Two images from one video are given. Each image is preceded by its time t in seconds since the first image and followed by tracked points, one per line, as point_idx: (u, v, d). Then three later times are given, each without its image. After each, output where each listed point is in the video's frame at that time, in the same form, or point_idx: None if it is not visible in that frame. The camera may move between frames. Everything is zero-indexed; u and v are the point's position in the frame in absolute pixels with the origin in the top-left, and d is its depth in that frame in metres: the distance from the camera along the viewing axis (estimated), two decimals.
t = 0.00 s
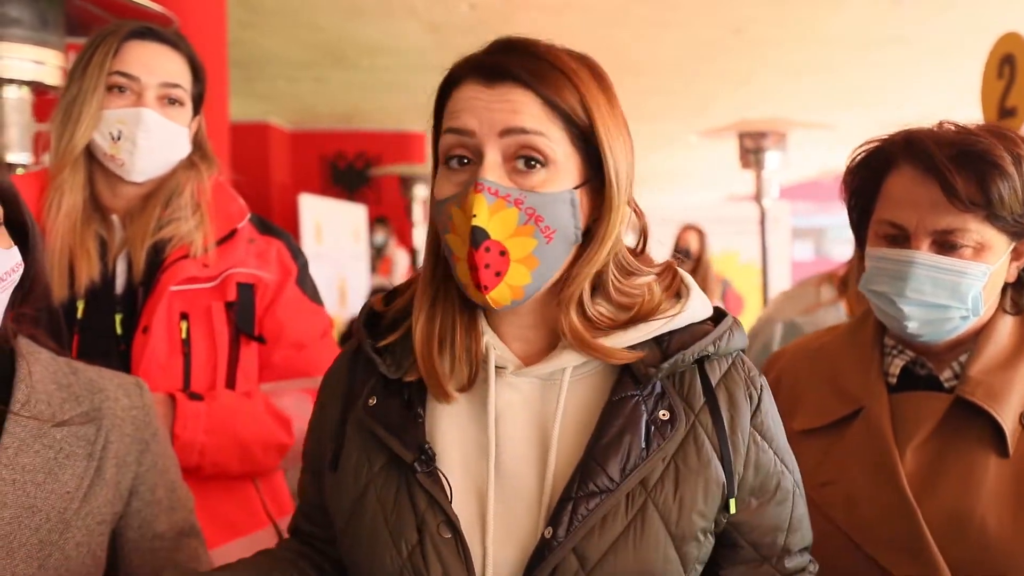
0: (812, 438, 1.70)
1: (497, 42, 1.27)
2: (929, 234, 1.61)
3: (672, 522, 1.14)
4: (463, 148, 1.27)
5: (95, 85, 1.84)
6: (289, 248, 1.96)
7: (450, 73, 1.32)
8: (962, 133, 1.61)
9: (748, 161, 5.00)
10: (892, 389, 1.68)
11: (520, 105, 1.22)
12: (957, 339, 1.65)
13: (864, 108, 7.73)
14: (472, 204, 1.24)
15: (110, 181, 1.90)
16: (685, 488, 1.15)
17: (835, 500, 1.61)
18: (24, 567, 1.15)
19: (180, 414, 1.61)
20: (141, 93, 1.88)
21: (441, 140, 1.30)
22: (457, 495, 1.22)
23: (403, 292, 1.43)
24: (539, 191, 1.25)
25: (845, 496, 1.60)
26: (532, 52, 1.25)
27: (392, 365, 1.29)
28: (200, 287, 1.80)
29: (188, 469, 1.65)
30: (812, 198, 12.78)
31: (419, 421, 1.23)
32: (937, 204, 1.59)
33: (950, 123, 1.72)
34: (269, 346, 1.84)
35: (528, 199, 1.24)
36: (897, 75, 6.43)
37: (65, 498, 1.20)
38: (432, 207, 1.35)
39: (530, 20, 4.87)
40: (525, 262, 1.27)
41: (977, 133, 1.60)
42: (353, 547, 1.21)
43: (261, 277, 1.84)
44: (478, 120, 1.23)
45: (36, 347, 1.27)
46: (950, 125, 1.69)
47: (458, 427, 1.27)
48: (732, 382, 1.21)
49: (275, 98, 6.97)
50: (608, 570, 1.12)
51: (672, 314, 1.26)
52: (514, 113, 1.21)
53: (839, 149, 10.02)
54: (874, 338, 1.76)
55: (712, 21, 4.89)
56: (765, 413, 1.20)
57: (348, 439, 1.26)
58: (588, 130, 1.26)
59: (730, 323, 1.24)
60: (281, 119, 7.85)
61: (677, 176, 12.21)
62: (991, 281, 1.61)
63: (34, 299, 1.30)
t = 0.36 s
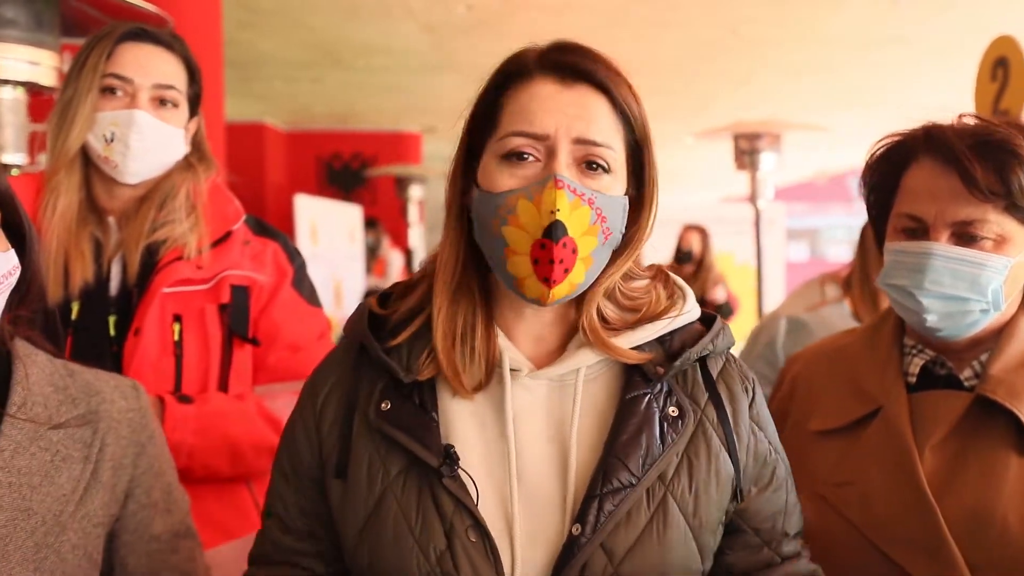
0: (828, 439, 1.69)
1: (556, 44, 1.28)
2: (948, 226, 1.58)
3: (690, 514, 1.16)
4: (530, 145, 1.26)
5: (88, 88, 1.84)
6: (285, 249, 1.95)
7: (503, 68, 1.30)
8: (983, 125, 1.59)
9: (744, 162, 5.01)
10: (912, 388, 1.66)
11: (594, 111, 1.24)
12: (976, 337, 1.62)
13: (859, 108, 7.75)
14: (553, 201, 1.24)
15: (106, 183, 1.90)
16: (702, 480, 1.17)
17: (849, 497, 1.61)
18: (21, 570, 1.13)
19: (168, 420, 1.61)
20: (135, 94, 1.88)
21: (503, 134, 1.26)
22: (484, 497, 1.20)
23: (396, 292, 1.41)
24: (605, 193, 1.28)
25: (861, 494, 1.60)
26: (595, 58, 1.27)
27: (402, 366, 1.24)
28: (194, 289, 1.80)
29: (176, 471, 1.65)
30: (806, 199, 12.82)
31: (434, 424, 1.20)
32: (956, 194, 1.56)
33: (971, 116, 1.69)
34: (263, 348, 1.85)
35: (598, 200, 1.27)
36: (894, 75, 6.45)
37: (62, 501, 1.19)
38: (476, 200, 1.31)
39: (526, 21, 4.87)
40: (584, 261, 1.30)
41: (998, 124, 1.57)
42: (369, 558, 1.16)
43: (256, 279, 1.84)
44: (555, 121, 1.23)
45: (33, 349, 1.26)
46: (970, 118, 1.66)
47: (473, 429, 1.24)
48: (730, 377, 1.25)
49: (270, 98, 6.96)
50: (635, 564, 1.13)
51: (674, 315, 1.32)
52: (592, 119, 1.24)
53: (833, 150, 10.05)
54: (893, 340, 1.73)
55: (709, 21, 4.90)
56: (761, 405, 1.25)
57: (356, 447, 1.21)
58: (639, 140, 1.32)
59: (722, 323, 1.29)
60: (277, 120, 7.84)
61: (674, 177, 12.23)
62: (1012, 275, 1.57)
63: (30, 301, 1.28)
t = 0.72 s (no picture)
0: (850, 438, 1.66)
1: (595, 39, 1.28)
2: (978, 223, 1.55)
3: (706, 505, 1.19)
4: (577, 137, 1.24)
5: (91, 86, 1.82)
6: (285, 247, 1.94)
7: (544, 57, 1.28)
8: (1015, 119, 1.56)
9: (743, 161, 5.00)
10: (937, 390, 1.62)
11: (639, 109, 1.26)
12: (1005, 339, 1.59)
13: (859, 108, 7.76)
14: (609, 190, 1.23)
15: (107, 180, 1.88)
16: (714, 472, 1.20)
17: (876, 505, 1.56)
18: (16, 570, 1.10)
19: (172, 416, 1.60)
20: (137, 93, 1.86)
21: (550, 124, 1.24)
22: (508, 494, 1.19)
23: (392, 289, 1.37)
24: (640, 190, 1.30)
25: (886, 500, 1.55)
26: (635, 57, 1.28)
27: (414, 364, 1.23)
28: (194, 287, 1.78)
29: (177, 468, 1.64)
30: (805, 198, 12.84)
31: (448, 425, 1.18)
32: (988, 190, 1.53)
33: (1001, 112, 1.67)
34: (264, 346, 1.83)
35: (638, 196, 1.28)
36: (895, 75, 6.44)
37: (57, 499, 1.17)
38: (506, 189, 1.30)
39: (526, 20, 4.86)
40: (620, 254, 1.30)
41: None
42: (387, 562, 1.14)
43: (257, 277, 1.82)
44: (606, 114, 1.23)
45: (30, 347, 1.25)
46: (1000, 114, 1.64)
47: (490, 427, 1.23)
48: (725, 369, 1.29)
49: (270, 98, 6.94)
50: (660, 558, 1.15)
51: (676, 315, 1.33)
52: (637, 117, 1.25)
53: (832, 149, 10.06)
54: (916, 340, 1.70)
55: (710, 21, 4.88)
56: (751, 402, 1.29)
57: (366, 449, 1.19)
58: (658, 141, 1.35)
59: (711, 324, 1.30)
60: (276, 119, 7.83)
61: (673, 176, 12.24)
62: None
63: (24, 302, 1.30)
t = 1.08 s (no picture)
0: (858, 450, 1.64)
1: (574, 46, 1.28)
2: (992, 235, 1.52)
3: (706, 512, 1.19)
4: (557, 151, 1.25)
5: (91, 86, 1.83)
6: (284, 247, 1.95)
7: (522, 69, 1.29)
8: None
9: (742, 161, 5.01)
10: (945, 401, 1.60)
11: (619, 115, 1.25)
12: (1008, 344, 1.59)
13: (859, 107, 7.78)
14: (586, 208, 1.23)
15: (106, 182, 1.90)
16: (715, 478, 1.20)
17: (881, 514, 1.54)
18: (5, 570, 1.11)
19: (175, 415, 1.60)
20: (136, 95, 1.87)
21: (529, 141, 1.25)
22: (504, 493, 1.20)
23: (397, 290, 1.40)
24: (627, 197, 1.30)
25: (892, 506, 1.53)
26: (616, 61, 1.27)
27: (415, 368, 1.24)
28: (195, 287, 1.79)
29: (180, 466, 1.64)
30: (804, 198, 12.88)
31: (448, 427, 1.20)
32: (1003, 203, 1.49)
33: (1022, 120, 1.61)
34: (263, 346, 1.84)
35: (623, 206, 1.28)
36: (894, 75, 6.46)
37: (49, 499, 1.18)
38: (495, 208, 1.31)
39: (525, 20, 4.87)
40: (608, 266, 1.30)
41: None
42: (385, 561, 1.15)
43: (256, 277, 1.83)
44: (583, 125, 1.23)
45: (24, 346, 1.27)
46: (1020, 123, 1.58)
47: (488, 430, 1.25)
48: (732, 377, 1.29)
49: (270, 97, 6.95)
50: (656, 562, 1.15)
51: (680, 319, 1.33)
52: (617, 125, 1.24)
53: (831, 149, 10.09)
54: (924, 349, 1.67)
55: (710, 21, 4.90)
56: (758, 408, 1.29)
57: (368, 449, 1.21)
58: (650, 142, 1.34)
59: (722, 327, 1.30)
60: (276, 119, 7.84)
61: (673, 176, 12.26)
62: None
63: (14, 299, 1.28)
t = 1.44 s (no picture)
0: (837, 437, 1.70)
1: (571, 50, 1.29)
2: (966, 223, 1.57)
3: (694, 517, 1.15)
4: (548, 154, 1.26)
5: (88, 88, 1.83)
6: (281, 249, 1.95)
7: (519, 72, 1.29)
8: (1005, 121, 1.57)
9: (741, 162, 5.02)
10: (922, 389, 1.66)
11: (611, 121, 1.25)
12: (988, 338, 1.61)
13: (858, 108, 7.78)
14: (572, 212, 1.23)
15: (103, 183, 1.90)
16: (706, 482, 1.16)
17: (857, 499, 1.61)
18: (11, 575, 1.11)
19: (171, 413, 1.61)
20: (133, 96, 1.87)
21: (520, 143, 1.26)
22: (486, 491, 1.21)
23: (404, 295, 1.42)
24: (619, 202, 1.29)
25: (867, 496, 1.60)
26: (611, 65, 1.27)
27: (409, 370, 1.25)
28: (192, 286, 1.79)
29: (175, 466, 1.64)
30: (804, 199, 12.88)
31: (440, 426, 1.21)
32: (977, 191, 1.55)
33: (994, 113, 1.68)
34: (260, 346, 1.85)
35: (614, 211, 1.28)
36: (893, 75, 6.47)
37: (54, 502, 1.18)
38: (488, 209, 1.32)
39: (523, 21, 4.88)
40: (598, 270, 1.30)
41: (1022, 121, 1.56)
42: (372, 554, 1.17)
43: (253, 277, 1.83)
44: (573, 130, 1.23)
45: (23, 346, 1.28)
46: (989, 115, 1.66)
47: (478, 431, 1.25)
48: (738, 381, 1.24)
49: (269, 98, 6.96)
50: (639, 567, 1.12)
51: (681, 320, 1.30)
52: (608, 131, 1.24)
53: (831, 149, 10.09)
54: (903, 339, 1.74)
55: (709, 21, 4.91)
56: (770, 411, 1.24)
57: (364, 446, 1.22)
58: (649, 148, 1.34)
59: (729, 329, 1.28)
60: (275, 119, 7.85)
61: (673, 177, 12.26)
62: None
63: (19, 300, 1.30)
